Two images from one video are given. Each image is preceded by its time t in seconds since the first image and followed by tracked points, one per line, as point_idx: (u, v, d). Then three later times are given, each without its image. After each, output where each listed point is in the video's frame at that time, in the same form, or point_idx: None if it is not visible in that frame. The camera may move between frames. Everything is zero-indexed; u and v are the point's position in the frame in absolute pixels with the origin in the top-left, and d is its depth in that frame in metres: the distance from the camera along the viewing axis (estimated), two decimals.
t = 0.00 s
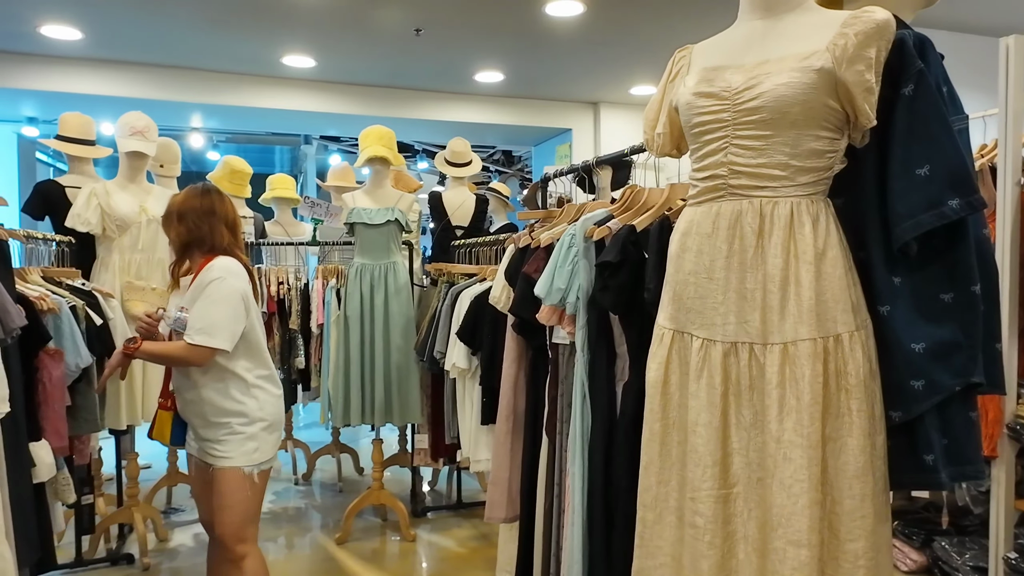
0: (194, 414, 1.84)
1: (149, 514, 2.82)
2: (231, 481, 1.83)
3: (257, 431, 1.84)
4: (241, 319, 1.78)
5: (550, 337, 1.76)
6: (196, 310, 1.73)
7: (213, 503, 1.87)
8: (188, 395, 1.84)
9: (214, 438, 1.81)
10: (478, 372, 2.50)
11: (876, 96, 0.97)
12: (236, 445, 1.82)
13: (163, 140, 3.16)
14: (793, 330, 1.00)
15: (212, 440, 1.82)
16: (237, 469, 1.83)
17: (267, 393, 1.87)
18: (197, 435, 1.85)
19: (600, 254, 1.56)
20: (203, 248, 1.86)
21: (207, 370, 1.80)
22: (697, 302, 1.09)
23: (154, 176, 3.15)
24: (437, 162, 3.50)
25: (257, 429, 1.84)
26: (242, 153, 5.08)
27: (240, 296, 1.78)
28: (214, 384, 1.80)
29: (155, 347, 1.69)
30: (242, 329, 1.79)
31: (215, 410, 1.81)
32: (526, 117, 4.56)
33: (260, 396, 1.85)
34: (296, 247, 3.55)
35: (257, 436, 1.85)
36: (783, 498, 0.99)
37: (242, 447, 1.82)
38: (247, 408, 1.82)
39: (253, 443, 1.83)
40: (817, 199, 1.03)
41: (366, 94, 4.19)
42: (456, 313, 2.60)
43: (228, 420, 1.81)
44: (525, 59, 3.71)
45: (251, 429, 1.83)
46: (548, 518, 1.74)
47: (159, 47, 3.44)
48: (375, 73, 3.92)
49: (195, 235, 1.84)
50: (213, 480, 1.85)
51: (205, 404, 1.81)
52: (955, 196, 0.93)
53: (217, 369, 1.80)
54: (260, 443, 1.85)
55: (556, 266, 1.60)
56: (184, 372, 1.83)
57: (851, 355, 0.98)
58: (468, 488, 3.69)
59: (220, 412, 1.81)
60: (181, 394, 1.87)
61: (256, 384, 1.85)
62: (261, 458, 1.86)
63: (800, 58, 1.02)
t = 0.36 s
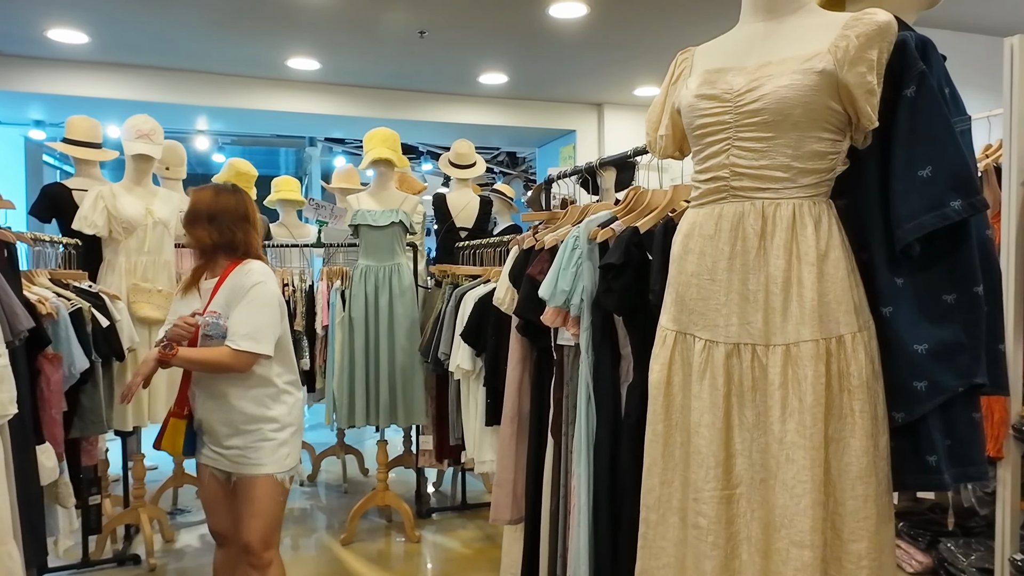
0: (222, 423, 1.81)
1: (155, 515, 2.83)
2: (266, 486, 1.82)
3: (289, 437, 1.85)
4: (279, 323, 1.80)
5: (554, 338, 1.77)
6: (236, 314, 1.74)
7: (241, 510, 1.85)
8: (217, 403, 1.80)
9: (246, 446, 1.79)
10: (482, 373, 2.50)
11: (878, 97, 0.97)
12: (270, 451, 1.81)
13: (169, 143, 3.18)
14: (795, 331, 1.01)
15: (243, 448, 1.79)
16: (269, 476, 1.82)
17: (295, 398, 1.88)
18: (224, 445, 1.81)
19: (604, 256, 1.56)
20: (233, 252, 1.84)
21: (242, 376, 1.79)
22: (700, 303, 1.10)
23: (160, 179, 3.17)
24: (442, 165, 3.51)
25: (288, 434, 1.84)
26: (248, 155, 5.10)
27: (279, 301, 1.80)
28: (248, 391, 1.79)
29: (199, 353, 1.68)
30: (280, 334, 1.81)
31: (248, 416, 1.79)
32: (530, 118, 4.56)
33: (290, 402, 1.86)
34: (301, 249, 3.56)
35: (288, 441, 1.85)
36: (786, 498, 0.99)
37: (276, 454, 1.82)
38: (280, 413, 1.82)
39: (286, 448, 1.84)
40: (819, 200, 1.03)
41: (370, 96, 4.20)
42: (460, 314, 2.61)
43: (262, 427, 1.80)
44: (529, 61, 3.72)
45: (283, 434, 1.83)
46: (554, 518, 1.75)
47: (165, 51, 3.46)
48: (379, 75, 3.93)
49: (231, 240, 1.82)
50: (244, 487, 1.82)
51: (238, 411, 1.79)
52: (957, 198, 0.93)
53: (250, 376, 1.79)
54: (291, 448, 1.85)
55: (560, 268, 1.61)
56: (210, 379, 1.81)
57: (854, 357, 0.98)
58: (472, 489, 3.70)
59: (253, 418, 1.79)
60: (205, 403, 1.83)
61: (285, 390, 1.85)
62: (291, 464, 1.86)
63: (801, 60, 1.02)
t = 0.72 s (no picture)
0: (255, 436, 1.72)
1: (160, 516, 2.84)
2: (293, 498, 1.75)
3: (322, 446, 1.80)
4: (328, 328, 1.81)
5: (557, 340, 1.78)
6: (294, 317, 1.73)
7: (255, 526, 1.77)
8: (251, 414, 1.73)
9: (283, 458, 1.72)
10: (486, 374, 2.51)
11: (878, 100, 0.97)
12: (306, 462, 1.75)
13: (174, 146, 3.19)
14: (796, 333, 1.01)
15: (279, 461, 1.72)
16: (303, 487, 1.76)
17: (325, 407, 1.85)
18: (255, 459, 1.73)
19: (606, 257, 1.57)
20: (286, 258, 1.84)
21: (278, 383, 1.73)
22: (702, 306, 1.10)
23: (164, 181, 3.18)
24: (445, 167, 3.52)
25: (322, 444, 1.80)
26: (252, 157, 5.12)
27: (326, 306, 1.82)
28: (285, 399, 1.74)
29: (268, 355, 1.66)
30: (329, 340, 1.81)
31: (283, 425, 1.73)
32: (533, 119, 4.57)
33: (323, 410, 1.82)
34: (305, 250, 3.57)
35: (321, 452, 1.80)
36: (788, 499, 1.00)
37: (311, 464, 1.77)
38: (313, 421, 1.78)
39: (320, 458, 1.79)
40: (820, 202, 1.04)
41: (374, 98, 4.21)
42: (463, 316, 2.62)
43: (298, 436, 1.74)
44: (532, 63, 3.72)
45: (318, 444, 1.79)
46: (557, 518, 1.76)
47: (169, 54, 3.48)
48: (383, 77, 3.94)
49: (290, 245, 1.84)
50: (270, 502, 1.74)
51: (274, 421, 1.73)
52: (958, 200, 0.93)
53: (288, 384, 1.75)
54: (324, 458, 1.81)
55: (563, 270, 1.60)
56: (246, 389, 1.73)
57: (855, 358, 0.98)
58: (475, 490, 3.70)
59: (291, 427, 1.74)
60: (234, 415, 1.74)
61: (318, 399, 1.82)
62: (322, 475, 1.81)
63: (802, 63, 1.03)
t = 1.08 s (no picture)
0: (274, 446, 1.66)
1: (162, 517, 2.85)
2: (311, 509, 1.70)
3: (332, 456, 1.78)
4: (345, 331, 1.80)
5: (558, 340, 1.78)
6: (319, 321, 1.72)
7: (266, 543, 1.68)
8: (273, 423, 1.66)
9: (303, 468, 1.68)
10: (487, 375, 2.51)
11: (877, 100, 0.98)
12: (322, 472, 1.72)
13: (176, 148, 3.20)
14: (796, 332, 1.01)
15: (299, 471, 1.68)
16: (317, 498, 1.72)
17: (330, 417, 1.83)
18: (274, 471, 1.65)
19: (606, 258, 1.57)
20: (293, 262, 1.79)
21: (298, 389, 1.69)
22: (702, 305, 1.10)
23: (166, 183, 3.19)
24: (446, 168, 3.53)
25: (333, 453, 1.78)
26: (253, 159, 5.13)
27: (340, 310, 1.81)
28: (306, 406, 1.70)
29: (306, 361, 1.63)
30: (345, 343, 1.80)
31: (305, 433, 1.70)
32: (534, 121, 4.58)
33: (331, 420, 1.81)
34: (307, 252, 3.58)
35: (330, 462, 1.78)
36: (788, 498, 1.00)
37: (326, 473, 1.74)
38: (325, 429, 1.76)
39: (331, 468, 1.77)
40: (819, 202, 1.04)
41: (375, 100, 4.22)
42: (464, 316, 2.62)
43: (317, 444, 1.72)
44: (533, 64, 3.73)
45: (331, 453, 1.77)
46: (557, 518, 1.76)
47: (171, 56, 3.49)
48: (384, 79, 3.95)
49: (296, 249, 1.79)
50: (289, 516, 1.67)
51: (296, 429, 1.68)
52: (957, 200, 0.94)
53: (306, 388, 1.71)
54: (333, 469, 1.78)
55: (562, 270, 1.61)
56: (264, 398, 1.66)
57: (855, 357, 0.99)
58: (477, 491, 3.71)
59: (312, 435, 1.71)
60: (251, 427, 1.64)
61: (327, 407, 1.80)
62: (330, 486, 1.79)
63: (801, 64, 1.03)
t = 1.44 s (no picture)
0: (257, 475, 1.44)
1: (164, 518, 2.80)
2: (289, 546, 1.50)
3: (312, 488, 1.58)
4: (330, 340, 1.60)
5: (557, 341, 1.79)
6: (310, 331, 1.53)
7: None
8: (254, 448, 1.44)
9: (286, 502, 1.47)
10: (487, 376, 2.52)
11: (872, 103, 0.98)
12: (302, 507, 1.52)
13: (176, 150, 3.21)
14: (792, 333, 1.02)
15: (281, 505, 1.47)
16: (295, 537, 1.51)
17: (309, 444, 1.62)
18: (253, 503, 1.44)
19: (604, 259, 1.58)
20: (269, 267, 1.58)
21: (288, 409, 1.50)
22: (698, 307, 1.11)
23: (167, 185, 3.19)
24: (446, 170, 3.53)
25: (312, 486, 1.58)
26: (254, 161, 5.15)
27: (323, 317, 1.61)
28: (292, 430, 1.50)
29: (303, 377, 1.46)
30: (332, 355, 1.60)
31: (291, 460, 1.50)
32: (534, 122, 4.58)
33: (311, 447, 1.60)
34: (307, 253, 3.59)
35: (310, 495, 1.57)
36: (784, 498, 1.01)
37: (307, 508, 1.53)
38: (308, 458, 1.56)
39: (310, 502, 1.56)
40: (815, 204, 1.05)
41: (375, 102, 4.23)
42: (465, 317, 2.63)
43: (300, 474, 1.51)
44: (532, 66, 3.73)
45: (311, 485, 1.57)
46: (555, 519, 1.76)
47: (172, 59, 3.50)
48: (384, 81, 3.95)
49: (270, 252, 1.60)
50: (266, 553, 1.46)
51: (283, 456, 1.48)
52: (952, 201, 0.94)
53: (292, 408, 1.51)
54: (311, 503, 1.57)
55: (561, 271, 1.62)
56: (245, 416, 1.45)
57: (850, 358, 0.99)
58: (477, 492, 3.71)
59: (297, 463, 1.51)
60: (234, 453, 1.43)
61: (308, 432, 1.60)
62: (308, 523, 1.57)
63: (797, 67, 1.04)
